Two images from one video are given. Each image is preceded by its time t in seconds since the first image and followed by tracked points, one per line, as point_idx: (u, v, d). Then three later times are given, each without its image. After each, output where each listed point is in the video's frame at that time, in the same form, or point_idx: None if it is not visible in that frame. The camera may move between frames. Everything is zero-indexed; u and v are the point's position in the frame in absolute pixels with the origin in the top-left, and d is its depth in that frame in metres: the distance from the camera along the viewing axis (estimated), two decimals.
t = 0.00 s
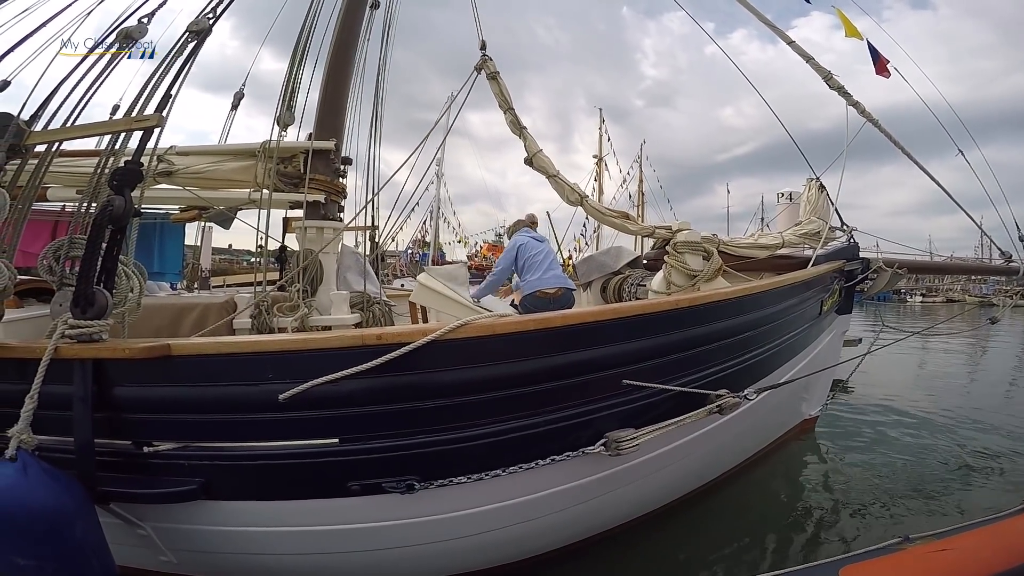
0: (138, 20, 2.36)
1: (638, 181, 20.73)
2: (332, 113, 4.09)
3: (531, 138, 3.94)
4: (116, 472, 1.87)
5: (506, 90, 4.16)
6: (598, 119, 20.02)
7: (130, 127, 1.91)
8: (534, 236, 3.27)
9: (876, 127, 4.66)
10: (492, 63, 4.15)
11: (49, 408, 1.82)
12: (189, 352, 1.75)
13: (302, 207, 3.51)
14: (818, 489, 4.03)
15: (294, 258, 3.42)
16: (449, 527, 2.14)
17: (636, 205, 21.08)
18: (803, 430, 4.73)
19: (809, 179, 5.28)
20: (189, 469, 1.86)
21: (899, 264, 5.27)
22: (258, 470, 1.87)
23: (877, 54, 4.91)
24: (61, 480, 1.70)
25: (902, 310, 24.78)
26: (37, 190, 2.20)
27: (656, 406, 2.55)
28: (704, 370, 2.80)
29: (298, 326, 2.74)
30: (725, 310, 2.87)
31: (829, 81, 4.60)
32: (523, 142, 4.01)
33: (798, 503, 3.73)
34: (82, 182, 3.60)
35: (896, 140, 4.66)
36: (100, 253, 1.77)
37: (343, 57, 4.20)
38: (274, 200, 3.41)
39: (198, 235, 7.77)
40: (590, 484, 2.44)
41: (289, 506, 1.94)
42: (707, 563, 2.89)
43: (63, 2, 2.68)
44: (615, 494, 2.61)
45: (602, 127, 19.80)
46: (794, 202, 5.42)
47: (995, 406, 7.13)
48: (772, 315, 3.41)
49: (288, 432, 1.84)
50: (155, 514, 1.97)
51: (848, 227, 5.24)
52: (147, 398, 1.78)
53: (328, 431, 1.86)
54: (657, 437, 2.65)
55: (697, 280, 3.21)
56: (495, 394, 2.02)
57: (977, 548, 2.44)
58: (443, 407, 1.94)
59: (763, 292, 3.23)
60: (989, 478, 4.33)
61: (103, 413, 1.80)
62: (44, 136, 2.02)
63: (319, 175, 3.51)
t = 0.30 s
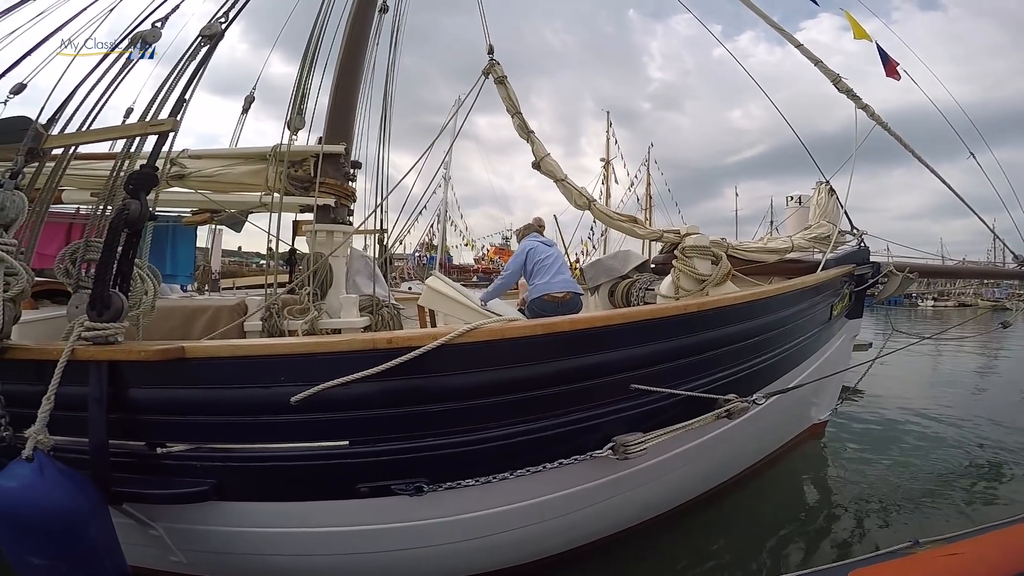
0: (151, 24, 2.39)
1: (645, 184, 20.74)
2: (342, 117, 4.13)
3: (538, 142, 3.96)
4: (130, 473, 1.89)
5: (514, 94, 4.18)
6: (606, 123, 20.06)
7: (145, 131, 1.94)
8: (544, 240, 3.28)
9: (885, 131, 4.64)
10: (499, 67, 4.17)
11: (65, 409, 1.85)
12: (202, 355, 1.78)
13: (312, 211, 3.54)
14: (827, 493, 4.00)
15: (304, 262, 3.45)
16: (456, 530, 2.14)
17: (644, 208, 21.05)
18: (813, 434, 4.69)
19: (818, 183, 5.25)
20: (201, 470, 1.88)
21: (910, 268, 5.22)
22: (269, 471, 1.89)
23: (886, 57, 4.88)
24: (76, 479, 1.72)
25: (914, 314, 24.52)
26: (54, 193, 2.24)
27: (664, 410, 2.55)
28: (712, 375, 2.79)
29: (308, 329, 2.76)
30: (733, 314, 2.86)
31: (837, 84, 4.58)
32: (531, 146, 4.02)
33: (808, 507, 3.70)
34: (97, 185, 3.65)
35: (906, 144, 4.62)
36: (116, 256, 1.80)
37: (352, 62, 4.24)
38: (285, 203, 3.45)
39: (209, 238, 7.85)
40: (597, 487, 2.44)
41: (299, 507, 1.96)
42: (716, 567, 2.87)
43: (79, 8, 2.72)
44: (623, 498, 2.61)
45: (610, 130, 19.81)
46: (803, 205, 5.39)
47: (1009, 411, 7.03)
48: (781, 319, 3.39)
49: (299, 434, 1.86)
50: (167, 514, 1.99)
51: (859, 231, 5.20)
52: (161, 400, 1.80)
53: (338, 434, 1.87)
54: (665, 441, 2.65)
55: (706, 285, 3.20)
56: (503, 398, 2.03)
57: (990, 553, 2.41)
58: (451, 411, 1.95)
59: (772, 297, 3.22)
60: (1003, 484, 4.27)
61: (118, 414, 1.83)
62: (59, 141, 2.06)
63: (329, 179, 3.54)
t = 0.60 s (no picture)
0: (173, 30, 2.43)
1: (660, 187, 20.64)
2: (359, 121, 4.17)
3: (553, 146, 3.96)
4: (153, 473, 1.92)
5: (528, 98, 4.19)
6: (619, 126, 19.99)
7: (170, 136, 1.98)
8: (565, 243, 3.27)
9: (906, 131, 4.55)
10: (513, 71, 4.18)
11: (93, 410, 1.89)
12: (227, 356, 1.80)
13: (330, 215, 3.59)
14: (850, 498, 3.92)
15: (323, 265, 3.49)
16: (473, 532, 2.14)
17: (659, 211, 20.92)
18: (833, 438, 4.61)
19: (838, 184, 5.17)
20: (223, 471, 1.91)
21: (933, 270, 5.11)
22: (289, 472, 1.90)
23: (906, 57, 4.80)
24: (101, 480, 1.76)
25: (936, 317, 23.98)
26: (82, 197, 2.29)
27: (683, 413, 2.52)
28: (732, 379, 2.75)
29: (328, 332, 2.79)
30: (753, 317, 2.82)
31: (856, 85, 4.52)
32: (545, 150, 4.02)
33: (830, 512, 3.63)
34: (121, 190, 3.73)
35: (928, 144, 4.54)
36: (143, 259, 1.84)
37: (368, 67, 4.28)
38: (304, 207, 3.49)
39: (229, 242, 7.98)
40: (614, 491, 2.42)
41: (319, 508, 1.97)
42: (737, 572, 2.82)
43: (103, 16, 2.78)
44: (640, 502, 2.58)
45: (623, 133, 19.74)
46: (822, 207, 5.32)
47: None
48: (801, 322, 3.34)
49: (319, 436, 1.87)
50: (189, 514, 2.02)
51: (880, 233, 5.11)
52: (186, 401, 1.83)
53: (358, 436, 1.88)
54: (684, 444, 2.62)
55: (724, 288, 3.16)
56: (521, 401, 2.02)
57: None
58: (469, 413, 1.95)
59: (792, 300, 3.17)
60: None
61: (144, 415, 1.86)
62: (87, 146, 2.11)
63: (347, 183, 3.58)
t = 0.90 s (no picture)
0: (200, 33, 2.47)
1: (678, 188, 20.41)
2: (379, 124, 4.21)
3: (572, 147, 3.95)
4: (179, 471, 1.95)
5: (546, 99, 4.19)
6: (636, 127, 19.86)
7: (200, 137, 2.02)
8: (586, 245, 3.26)
9: (933, 130, 4.45)
10: (530, 73, 4.18)
11: (123, 407, 1.93)
12: (255, 355, 1.83)
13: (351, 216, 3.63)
14: (877, 502, 3.83)
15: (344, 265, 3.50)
16: (493, 533, 2.13)
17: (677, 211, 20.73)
18: (857, 443, 4.52)
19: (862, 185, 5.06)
20: (248, 470, 1.93)
21: (963, 273, 4.97)
22: (312, 472, 1.92)
23: (933, 55, 4.68)
24: (130, 476, 1.79)
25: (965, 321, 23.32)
26: (114, 198, 2.35)
27: (705, 417, 2.48)
28: (755, 382, 2.71)
29: (349, 332, 2.82)
30: (777, 320, 2.77)
31: (881, 84, 4.42)
32: (564, 151, 4.01)
33: (856, 516, 3.55)
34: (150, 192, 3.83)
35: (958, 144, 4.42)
36: (174, 260, 1.88)
37: (388, 70, 4.32)
38: (326, 209, 3.53)
39: (251, 242, 8.13)
40: (635, 493, 2.39)
41: (341, 507, 1.99)
42: None
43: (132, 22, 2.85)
44: (661, 505, 2.55)
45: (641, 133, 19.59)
46: (846, 208, 5.21)
47: None
48: (826, 326, 3.28)
49: (342, 435, 1.89)
50: (213, 512, 2.05)
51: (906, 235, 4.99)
52: (214, 399, 1.86)
53: (380, 435, 1.90)
54: (706, 448, 2.59)
55: (747, 290, 3.12)
56: (542, 403, 2.01)
57: None
58: (490, 415, 1.95)
59: (817, 303, 3.11)
60: None
61: (173, 412, 1.89)
62: (119, 147, 2.16)
63: (368, 185, 3.61)
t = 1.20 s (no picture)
0: (226, 36, 2.51)
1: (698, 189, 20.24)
2: (400, 125, 4.24)
3: (593, 148, 3.92)
4: (207, 469, 1.97)
5: (566, 100, 4.17)
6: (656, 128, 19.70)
7: (230, 139, 2.05)
8: (604, 247, 3.23)
9: (965, 130, 4.32)
10: (550, 74, 4.17)
11: (154, 405, 1.97)
12: (283, 355, 1.86)
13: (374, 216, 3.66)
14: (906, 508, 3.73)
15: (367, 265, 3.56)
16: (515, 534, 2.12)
17: (697, 212, 20.50)
18: (884, 449, 4.42)
19: (890, 186, 4.94)
20: (274, 469, 1.96)
21: (997, 277, 4.82)
22: (336, 472, 1.94)
23: (963, 55, 4.55)
24: (161, 474, 1.82)
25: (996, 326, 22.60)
26: (146, 198, 2.41)
27: (730, 421, 2.45)
28: (782, 386, 2.66)
29: (372, 332, 2.85)
30: (803, 324, 2.71)
31: (910, 83, 4.31)
32: (585, 152, 3.99)
33: (884, 523, 3.46)
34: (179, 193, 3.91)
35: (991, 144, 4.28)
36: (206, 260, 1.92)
37: (409, 72, 4.35)
38: (349, 210, 3.57)
39: (274, 242, 8.27)
40: (658, 496, 2.37)
41: (364, 506, 2.01)
42: None
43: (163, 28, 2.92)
44: (684, 509, 2.51)
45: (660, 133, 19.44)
46: (873, 210, 5.09)
47: None
48: (854, 330, 3.20)
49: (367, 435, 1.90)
50: (238, 510, 2.08)
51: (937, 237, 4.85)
52: (242, 398, 1.89)
53: (404, 436, 1.91)
54: (730, 452, 2.54)
55: (772, 293, 3.06)
56: (566, 405, 2.00)
57: None
58: (514, 416, 1.95)
59: (845, 306, 3.04)
60: None
61: (203, 411, 1.93)
62: (152, 148, 2.21)
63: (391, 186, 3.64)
